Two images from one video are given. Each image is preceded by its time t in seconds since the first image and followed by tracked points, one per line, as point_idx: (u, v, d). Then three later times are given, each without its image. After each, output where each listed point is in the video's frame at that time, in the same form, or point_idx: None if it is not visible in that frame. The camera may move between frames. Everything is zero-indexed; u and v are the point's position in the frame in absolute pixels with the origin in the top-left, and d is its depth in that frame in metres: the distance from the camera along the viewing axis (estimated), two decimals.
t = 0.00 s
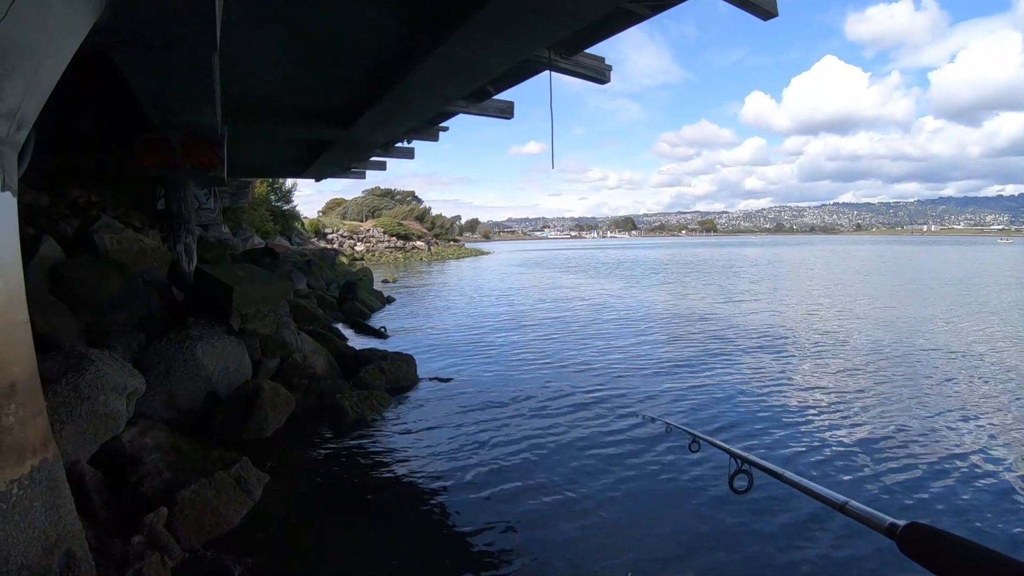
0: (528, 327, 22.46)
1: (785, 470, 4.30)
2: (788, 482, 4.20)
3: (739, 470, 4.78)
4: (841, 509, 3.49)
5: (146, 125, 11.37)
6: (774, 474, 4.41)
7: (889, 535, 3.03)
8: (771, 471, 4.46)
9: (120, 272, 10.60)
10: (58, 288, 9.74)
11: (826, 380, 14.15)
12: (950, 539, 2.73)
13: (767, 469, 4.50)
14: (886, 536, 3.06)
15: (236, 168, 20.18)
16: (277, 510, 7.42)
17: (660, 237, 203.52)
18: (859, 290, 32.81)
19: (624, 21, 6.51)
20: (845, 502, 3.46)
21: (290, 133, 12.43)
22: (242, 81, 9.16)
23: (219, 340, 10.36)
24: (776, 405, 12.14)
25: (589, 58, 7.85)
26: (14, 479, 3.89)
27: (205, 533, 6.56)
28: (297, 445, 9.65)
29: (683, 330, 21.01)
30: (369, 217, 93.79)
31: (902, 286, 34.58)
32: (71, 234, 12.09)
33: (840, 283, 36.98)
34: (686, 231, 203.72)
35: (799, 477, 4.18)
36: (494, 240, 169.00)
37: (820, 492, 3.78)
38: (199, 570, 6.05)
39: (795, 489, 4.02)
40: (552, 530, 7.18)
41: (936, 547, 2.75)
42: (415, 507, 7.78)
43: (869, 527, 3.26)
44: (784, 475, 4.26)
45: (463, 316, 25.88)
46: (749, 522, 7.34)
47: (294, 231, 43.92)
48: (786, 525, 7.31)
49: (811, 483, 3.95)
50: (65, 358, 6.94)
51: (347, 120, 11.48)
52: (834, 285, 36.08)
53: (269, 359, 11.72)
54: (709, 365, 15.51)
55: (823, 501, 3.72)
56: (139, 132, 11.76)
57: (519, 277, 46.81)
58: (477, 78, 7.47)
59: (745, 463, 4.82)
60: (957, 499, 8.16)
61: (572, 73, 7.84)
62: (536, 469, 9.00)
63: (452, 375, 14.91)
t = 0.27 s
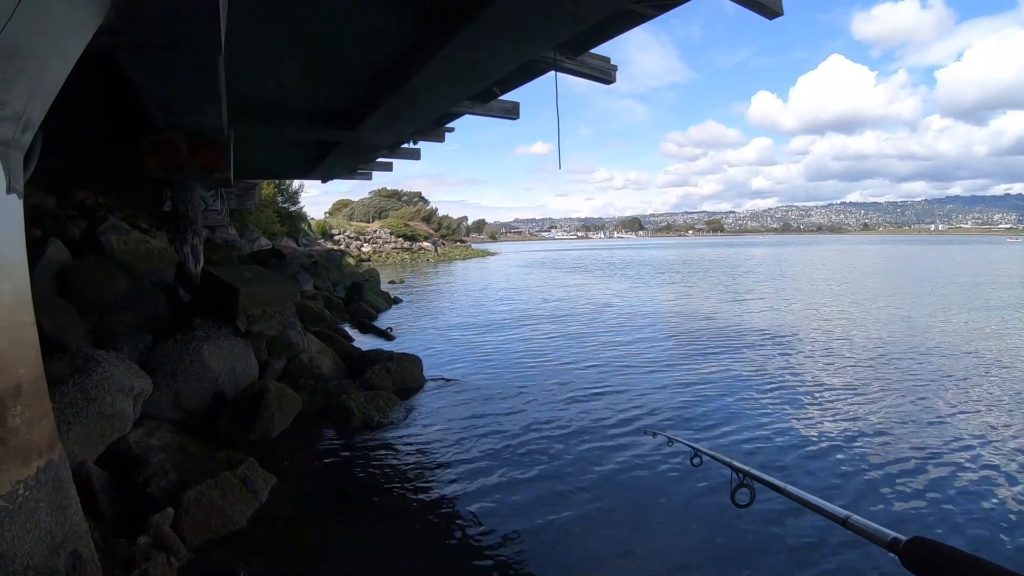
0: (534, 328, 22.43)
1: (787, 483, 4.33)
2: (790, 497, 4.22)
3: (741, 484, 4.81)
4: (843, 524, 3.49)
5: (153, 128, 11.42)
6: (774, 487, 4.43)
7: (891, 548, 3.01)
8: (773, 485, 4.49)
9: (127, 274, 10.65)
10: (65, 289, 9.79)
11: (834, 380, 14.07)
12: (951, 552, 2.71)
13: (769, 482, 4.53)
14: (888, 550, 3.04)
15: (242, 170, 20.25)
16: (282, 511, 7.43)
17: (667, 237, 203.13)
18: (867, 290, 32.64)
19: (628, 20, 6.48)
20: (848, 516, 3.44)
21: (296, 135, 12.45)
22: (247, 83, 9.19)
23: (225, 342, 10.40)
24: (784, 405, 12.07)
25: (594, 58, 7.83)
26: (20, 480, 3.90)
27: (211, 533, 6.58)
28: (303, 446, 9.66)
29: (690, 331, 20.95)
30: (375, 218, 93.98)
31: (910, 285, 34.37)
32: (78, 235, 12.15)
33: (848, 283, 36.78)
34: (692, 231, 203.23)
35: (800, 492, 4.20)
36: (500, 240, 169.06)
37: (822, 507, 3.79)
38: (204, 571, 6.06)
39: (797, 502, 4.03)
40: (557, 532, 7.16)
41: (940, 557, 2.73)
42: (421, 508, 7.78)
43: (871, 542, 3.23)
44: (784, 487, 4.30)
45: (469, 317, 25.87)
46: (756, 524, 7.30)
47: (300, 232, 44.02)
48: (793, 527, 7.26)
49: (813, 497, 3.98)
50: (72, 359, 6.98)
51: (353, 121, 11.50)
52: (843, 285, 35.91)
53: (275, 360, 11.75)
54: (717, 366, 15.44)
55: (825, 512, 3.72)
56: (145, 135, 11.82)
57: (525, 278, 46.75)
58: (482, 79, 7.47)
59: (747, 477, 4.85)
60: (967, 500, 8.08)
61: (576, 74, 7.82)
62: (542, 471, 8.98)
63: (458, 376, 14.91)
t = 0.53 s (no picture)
0: (539, 325, 22.41)
1: (794, 469, 4.30)
2: (798, 481, 4.18)
3: (749, 468, 4.78)
4: (852, 507, 3.46)
5: (158, 127, 11.44)
6: (784, 470, 4.40)
7: (899, 533, 2.99)
8: (782, 470, 4.45)
9: (132, 272, 10.68)
10: (71, 288, 9.80)
11: (841, 377, 14.01)
12: (967, 538, 2.71)
13: (778, 467, 4.50)
14: (896, 534, 3.02)
15: (247, 169, 20.28)
16: (286, 510, 7.43)
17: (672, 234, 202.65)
18: (874, 288, 32.49)
19: (633, 18, 6.48)
20: (856, 500, 3.42)
21: (301, 133, 12.46)
22: (252, 81, 9.21)
23: (230, 339, 10.42)
24: (790, 403, 12.03)
25: (599, 55, 7.81)
26: (26, 477, 3.92)
27: (216, 531, 6.60)
28: (308, 444, 9.69)
29: (696, 329, 20.91)
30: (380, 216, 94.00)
31: (917, 283, 34.20)
32: (83, 234, 12.20)
33: (855, 281, 36.62)
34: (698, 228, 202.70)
35: (809, 476, 4.17)
36: (505, 238, 168.96)
37: (831, 493, 3.76)
38: (209, 568, 6.08)
39: (809, 488, 3.99)
40: (562, 530, 7.15)
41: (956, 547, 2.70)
42: (425, 505, 7.79)
43: (882, 524, 3.21)
44: (793, 471, 4.25)
45: (474, 314, 25.85)
46: (762, 523, 7.26)
47: (305, 230, 44.09)
48: (800, 526, 7.23)
49: (823, 482, 3.95)
50: (77, 357, 7.01)
51: (358, 119, 11.50)
52: (849, 282, 35.79)
53: (280, 358, 11.77)
54: (722, 363, 15.40)
55: (835, 499, 3.70)
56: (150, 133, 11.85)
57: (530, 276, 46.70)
58: (486, 75, 7.45)
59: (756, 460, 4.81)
60: (976, 498, 8.03)
61: (582, 71, 7.80)
62: (546, 468, 8.98)
63: (463, 373, 14.91)
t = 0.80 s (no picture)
0: (541, 323, 22.39)
1: (797, 468, 4.29)
2: (800, 480, 4.17)
3: (751, 467, 4.76)
4: (853, 507, 3.45)
5: (159, 124, 11.43)
6: (784, 470, 4.40)
7: (902, 533, 2.99)
8: (783, 468, 4.44)
9: (134, 269, 10.69)
10: (72, 285, 9.81)
11: (843, 376, 13.98)
12: (963, 538, 2.72)
13: (780, 465, 4.49)
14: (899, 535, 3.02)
15: (249, 166, 20.28)
16: (288, 508, 7.44)
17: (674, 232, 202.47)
18: (876, 286, 32.43)
19: (636, 16, 6.46)
20: (858, 500, 3.41)
21: (303, 131, 12.44)
22: (254, 79, 9.21)
23: (232, 337, 10.43)
24: (792, 402, 12.00)
25: (601, 52, 7.79)
26: (27, 474, 3.93)
27: (217, 528, 6.60)
28: (310, 441, 9.69)
29: (697, 327, 20.88)
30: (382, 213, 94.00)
31: (920, 281, 34.12)
32: (85, 231, 12.21)
33: (858, 280, 36.55)
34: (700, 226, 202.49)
35: (810, 474, 4.16)
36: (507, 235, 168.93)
37: (833, 491, 3.74)
38: (210, 566, 6.09)
39: (809, 487, 3.98)
40: (562, 528, 7.16)
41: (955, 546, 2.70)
42: (426, 503, 7.79)
43: (885, 525, 3.20)
44: (795, 471, 4.24)
45: (476, 312, 25.84)
46: (764, 523, 7.25)
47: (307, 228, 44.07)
48: (802, 525, 7.22)
49: (825, 480, 3.93)
50: (78, 355, 7.02)
51: (360, 116, 11.48)
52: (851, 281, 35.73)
53: (282, 355, 11.78)
54: (724, 362, 15.38)
55: (836, 498, 3.69)
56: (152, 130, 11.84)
57: (531, 273, 46.65)
58: (488, 73, 7.44)
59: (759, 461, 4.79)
60: (979, 498, 8.01)
61: (584, 68, 7.79)
62: (548, 466, 8.98)
63: (465, 371, 14.90)
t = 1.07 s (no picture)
0: (541, 320, 22.39)
1: (796, 469, 4.30)
2: (799, 483, 4.18)
3: (750, 469, 4.78)
4: (852, 509, 3.46)
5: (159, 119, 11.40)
6: (784, 473, 4.41)
7: (900, 536, 3.00)
8: (782, 470, 4.45)
9: (134, 265, 10.68)
10: (72, 282, 9.80)
11: (843, 373, 13.99)
12: (957, 540, 2.74)
13: (777, 468, 4.50)
14: (896, 538, 3.03)
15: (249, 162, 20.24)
16: (288, 504, 7.46)
17: (674, 229, 202.40)
18: (876, 284, 32.42)
19: (637, 12, 6.44)
20: (855, 503, 3.43)
21: (302, 127, 12.43)
22: (254, 75, 9.20)
23: (233, 333, 10.44)
24: (793, 399, 12.01)
25: (602, 48, 7.77)
26: (28, 471, 3.94)
27: (218, 524, 6.61)
28: (310, 438, 9.70)
29: (698, 324, 20.89)
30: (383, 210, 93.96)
31: (920, 279, 34.13)
32: (85, 227, 12.20)
33: (858, 277, 36.55)
34: (700, 222, 202.37)
35: (810, 477, 4.18)
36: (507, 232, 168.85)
37: (831, 493, 3.75)
38: (211, 562, 6.11)
39: (807, 491, 4.00)
40: (561, 525, 7.17)
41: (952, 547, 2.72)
42: (425, 500, 7.79)
43: (881, 528, 3.21)
44: (794, 474, 4.26)
45: (476, 308, 25.83)
46: (763, 519, 7.27)
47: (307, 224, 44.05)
48: (801, 522, 7.22)
49: (823, 483, 3.95)
50: (78, 352, 7.03)
51: (359, 112, 11.46)
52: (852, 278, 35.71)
53: (282, 351, 11.78)
54: (725, 359, 15.38)
55: (834, 500, 3.70)
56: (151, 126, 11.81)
57: (532, 270, 46.59)
58: (489, 70, 7.43)
59: (757, 463, 4.80)
60: (979, 496, 8.02)
61: (585, 64, 7.78)
62: (547, 462, 9.00)
63: (465, 368, 14.91)
